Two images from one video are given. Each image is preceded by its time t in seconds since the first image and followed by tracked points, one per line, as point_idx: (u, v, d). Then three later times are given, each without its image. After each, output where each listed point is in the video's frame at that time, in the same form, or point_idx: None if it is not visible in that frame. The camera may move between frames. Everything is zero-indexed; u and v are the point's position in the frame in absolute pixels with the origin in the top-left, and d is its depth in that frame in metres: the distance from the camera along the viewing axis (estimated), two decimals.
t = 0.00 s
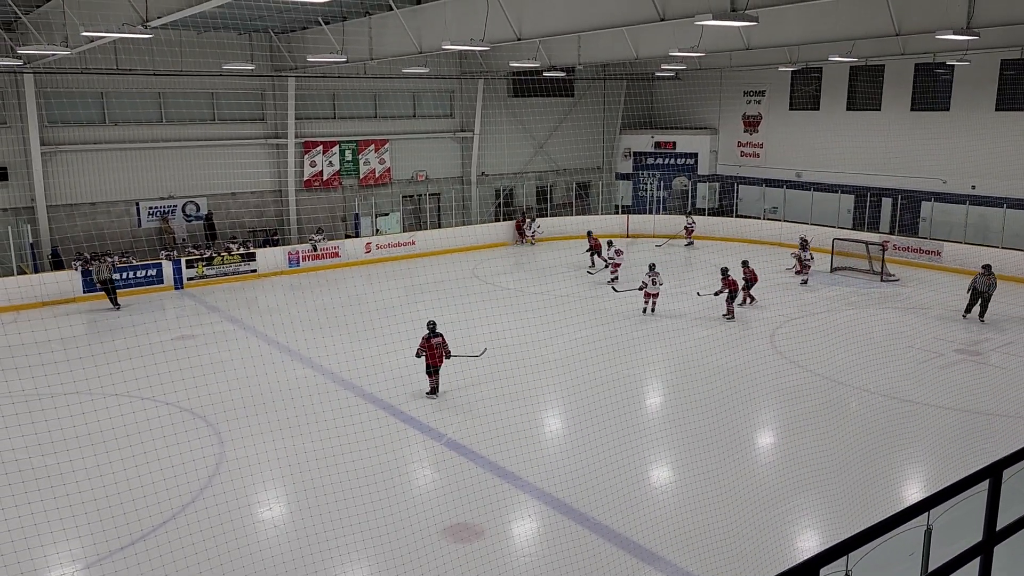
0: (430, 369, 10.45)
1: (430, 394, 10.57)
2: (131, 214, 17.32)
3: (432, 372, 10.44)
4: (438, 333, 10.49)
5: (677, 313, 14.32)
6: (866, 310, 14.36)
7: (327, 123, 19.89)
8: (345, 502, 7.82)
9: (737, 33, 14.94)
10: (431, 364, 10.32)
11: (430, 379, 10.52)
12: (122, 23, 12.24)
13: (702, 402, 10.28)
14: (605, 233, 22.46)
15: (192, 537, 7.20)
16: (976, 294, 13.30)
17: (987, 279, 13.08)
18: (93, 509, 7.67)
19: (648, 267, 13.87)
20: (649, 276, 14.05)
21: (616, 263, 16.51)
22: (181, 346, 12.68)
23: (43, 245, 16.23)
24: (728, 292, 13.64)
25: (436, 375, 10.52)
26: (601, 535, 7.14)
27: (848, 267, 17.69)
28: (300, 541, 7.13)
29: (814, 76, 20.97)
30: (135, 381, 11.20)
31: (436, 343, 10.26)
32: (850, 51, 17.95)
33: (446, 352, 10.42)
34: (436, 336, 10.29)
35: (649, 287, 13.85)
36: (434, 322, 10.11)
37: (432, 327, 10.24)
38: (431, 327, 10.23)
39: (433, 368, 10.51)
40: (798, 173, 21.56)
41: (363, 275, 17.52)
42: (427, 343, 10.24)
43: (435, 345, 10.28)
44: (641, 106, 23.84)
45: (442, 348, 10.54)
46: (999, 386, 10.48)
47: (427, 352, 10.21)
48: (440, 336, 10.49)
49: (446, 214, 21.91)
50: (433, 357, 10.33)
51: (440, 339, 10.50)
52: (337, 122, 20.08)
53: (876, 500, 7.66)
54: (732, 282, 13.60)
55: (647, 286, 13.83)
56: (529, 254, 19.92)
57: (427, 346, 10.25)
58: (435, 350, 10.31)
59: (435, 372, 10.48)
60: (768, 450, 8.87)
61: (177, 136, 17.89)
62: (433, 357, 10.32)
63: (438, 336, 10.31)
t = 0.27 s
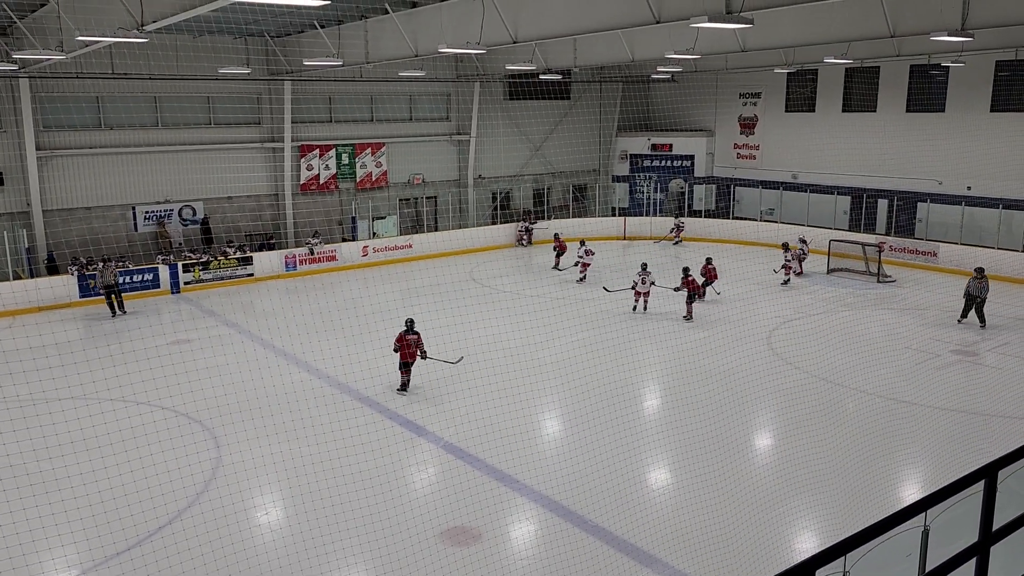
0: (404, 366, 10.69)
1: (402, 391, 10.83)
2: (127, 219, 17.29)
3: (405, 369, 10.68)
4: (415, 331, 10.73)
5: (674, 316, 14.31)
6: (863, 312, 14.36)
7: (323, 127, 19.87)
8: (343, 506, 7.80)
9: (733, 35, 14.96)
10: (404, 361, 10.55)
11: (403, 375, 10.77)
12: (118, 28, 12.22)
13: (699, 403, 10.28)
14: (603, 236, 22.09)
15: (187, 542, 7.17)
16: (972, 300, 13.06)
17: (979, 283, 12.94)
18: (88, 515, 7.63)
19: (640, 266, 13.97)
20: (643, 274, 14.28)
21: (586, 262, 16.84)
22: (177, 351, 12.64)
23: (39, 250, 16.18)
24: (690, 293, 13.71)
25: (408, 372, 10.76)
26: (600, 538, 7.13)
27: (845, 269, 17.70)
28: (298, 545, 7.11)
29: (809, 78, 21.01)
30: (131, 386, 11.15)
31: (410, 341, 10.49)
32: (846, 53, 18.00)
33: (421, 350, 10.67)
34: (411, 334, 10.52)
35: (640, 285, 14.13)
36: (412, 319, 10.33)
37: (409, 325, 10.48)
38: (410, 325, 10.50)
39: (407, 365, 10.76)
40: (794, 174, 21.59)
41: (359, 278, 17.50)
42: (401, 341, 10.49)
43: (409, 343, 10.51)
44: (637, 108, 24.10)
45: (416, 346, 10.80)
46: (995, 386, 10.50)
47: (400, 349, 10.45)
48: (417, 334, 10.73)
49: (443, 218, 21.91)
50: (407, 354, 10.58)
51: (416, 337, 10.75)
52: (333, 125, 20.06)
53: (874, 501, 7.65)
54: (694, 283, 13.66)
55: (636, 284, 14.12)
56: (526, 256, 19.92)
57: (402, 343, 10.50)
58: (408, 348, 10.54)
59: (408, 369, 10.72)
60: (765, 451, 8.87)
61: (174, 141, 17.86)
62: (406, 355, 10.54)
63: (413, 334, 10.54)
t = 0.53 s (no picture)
0: (381, 360, 11.05)
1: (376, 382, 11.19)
2: (119, 222, 17.24)
3: (382, 363, 11.04)
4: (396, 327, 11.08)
5: (667, 317, 14.34)
6: (855, 312, 14.41)
7: (316, 129, 19.86)
8: (336, 510, 7.79)
9: (725, 37, 15.01)
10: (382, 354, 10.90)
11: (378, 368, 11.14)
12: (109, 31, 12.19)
13: (692, 405, 10.30)
14: (595, 237, 22.11)
15: (180, 547, 7.14)
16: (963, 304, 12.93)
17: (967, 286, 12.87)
18: (79, 520, 7.60)
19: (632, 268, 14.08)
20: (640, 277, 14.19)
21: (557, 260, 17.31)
22: (169, 355, 12.60)
23: (30, 254, 16.12)
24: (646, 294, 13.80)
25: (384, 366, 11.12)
26: (594, 539, 7.14)
27: (837, 270, 17.80)
28: (291, 549, 7.10)
29: (801, 79, 21.08)
30: (122, 391, 11.11)
31: (390, 336, 10.84)
32: (837, 54, 18.06)
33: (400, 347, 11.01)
34: (391, 330, 10.88)
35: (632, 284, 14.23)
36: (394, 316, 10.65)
37: (391, 321, 10.82)
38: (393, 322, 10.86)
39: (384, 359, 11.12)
40: (787, 176, 21.65)
41: (352, 281, 17.49)
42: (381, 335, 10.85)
43: (389, 338, 10.87)
44: (630, 109, 24.26)
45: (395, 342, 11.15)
46: (987, 385, 10.54)
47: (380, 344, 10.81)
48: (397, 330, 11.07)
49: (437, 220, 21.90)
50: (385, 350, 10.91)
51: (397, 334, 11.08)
52: (325, 128, 20.05)
53: (867, 501, 7.69)
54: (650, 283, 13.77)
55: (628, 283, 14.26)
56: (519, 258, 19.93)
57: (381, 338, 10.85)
58: (387, 343, 10.89)
59: (384, 364, 11.08)
60: (758, 452, 8.90)
61: (166, 144, 17.85)
62: (384, 349, 10.90)
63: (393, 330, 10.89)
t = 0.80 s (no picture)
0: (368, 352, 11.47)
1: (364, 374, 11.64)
2: (107, 225, 17.13)
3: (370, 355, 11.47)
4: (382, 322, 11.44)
5: (657, 318, 14.37)
6: (844, 312, 14.49)
7: (305, 131, 19.82)
8: (327, 512, 7.79)
9: (713, 39, 15.06)
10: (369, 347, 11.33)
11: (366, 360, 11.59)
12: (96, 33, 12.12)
13: (683, 406, 10.33)
14: (584, 238, 22.27)
15: (169, 551, 7.10)
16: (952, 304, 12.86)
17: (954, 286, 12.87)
18: (66, 525, 7.54)
19: (626, 266, 14.57)
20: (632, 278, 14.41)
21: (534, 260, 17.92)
22: (157, 358, 12.53)
23: (17, 258, 16.02)
24: (601, 297, 13.82)
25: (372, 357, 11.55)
26: (586, 540, 7.15)
27: (825, 270, 17.90)
28: (283, 552, 7.09)
29: (790, 81, 21.18)
30: (111, 395, 11.04)
31: (376, 330, 11.25)
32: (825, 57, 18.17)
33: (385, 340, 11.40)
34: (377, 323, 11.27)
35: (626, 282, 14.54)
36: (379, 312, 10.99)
37: (377, 317, 11.19)
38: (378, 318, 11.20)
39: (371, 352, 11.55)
40: (776, 177, 21.75)
41: (342, 283, 17.46)
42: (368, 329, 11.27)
43: (376, 331, 11.27)
44: (620, 111, 24.24)
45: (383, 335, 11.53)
46: (974, 384, 10.62)
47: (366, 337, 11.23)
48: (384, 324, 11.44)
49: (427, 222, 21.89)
50: (371, 344, 11.33)
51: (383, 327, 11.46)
52: (315, 130, 20.00)
53: (857, 500, 7.74)
54: (605, 287, 13.76)
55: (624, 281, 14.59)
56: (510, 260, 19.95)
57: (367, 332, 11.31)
58: (373, 336, 11.31)
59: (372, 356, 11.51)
60: (748, 452, 8.93)
61: (154, 146, 17.76)
62: (371, 342, 11.32)
63: (379, 324, 11.28)
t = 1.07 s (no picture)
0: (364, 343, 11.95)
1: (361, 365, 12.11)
2: (94, 226, 17.00)
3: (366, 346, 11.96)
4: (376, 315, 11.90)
5: (647, 319, 14.40)
6: (833, 312, 14.58)
7: (294, 132, 19.79)
8: (318, 514, 7.76)
9: (702, 40, 15.12)
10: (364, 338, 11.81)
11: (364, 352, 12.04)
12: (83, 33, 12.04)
13: (673, 405, 10.37)
14: (575, 239, 22.36)
15: (157, 555, 7.05)
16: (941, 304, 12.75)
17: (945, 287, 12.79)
18: (54, 529, 7.47)
19: (611, 268, 15.10)
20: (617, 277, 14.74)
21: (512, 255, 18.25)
22: (145, 360, 12.44)
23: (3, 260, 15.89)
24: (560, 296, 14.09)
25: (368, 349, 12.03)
26: (576, 540, 7.17)
27: (814, 270, 18.01)
28: (273, 554, 7.06)
29: (778, 82, 21.31)
30: (98, 398, 10.97)
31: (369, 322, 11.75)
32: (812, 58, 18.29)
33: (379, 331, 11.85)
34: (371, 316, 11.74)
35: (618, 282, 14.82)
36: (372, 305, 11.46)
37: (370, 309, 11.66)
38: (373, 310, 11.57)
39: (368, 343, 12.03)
40: (765, 177, 21.85)
41: (332, 285, 17.40)
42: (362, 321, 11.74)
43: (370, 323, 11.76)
44: (609, 112, 24.43)
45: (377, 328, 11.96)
46: (962, 384, 10.69)
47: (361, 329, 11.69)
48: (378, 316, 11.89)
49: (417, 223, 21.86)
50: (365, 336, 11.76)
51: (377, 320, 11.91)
52: (304, 130, 19.99)
53: (846, 498, 7.78)
54: (564, 286, 14.05)
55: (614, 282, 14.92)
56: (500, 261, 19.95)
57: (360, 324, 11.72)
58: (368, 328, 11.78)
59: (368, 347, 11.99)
60: (738, 451, 8.98)
61: (141, 147, 17.65)
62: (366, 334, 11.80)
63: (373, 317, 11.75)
